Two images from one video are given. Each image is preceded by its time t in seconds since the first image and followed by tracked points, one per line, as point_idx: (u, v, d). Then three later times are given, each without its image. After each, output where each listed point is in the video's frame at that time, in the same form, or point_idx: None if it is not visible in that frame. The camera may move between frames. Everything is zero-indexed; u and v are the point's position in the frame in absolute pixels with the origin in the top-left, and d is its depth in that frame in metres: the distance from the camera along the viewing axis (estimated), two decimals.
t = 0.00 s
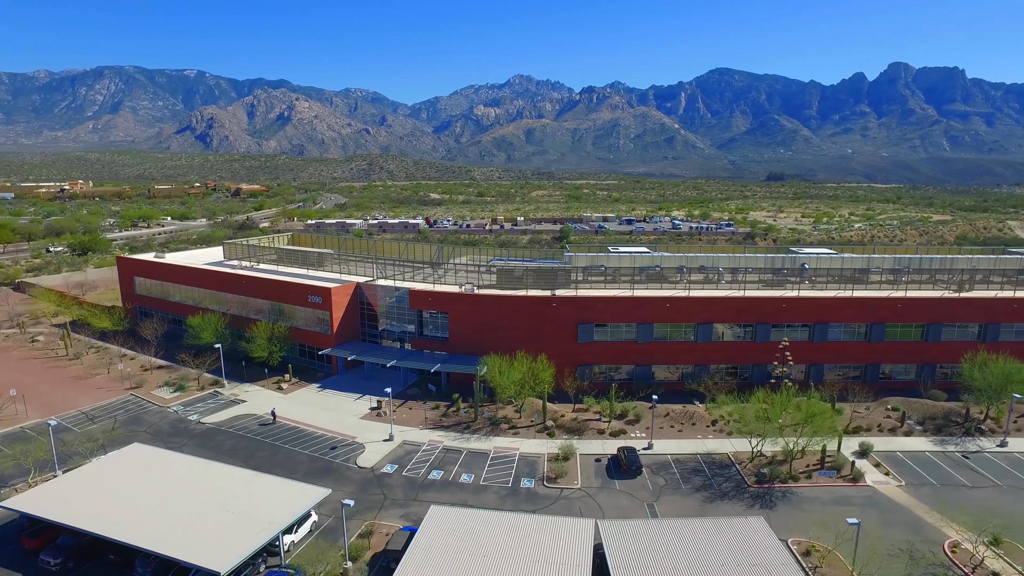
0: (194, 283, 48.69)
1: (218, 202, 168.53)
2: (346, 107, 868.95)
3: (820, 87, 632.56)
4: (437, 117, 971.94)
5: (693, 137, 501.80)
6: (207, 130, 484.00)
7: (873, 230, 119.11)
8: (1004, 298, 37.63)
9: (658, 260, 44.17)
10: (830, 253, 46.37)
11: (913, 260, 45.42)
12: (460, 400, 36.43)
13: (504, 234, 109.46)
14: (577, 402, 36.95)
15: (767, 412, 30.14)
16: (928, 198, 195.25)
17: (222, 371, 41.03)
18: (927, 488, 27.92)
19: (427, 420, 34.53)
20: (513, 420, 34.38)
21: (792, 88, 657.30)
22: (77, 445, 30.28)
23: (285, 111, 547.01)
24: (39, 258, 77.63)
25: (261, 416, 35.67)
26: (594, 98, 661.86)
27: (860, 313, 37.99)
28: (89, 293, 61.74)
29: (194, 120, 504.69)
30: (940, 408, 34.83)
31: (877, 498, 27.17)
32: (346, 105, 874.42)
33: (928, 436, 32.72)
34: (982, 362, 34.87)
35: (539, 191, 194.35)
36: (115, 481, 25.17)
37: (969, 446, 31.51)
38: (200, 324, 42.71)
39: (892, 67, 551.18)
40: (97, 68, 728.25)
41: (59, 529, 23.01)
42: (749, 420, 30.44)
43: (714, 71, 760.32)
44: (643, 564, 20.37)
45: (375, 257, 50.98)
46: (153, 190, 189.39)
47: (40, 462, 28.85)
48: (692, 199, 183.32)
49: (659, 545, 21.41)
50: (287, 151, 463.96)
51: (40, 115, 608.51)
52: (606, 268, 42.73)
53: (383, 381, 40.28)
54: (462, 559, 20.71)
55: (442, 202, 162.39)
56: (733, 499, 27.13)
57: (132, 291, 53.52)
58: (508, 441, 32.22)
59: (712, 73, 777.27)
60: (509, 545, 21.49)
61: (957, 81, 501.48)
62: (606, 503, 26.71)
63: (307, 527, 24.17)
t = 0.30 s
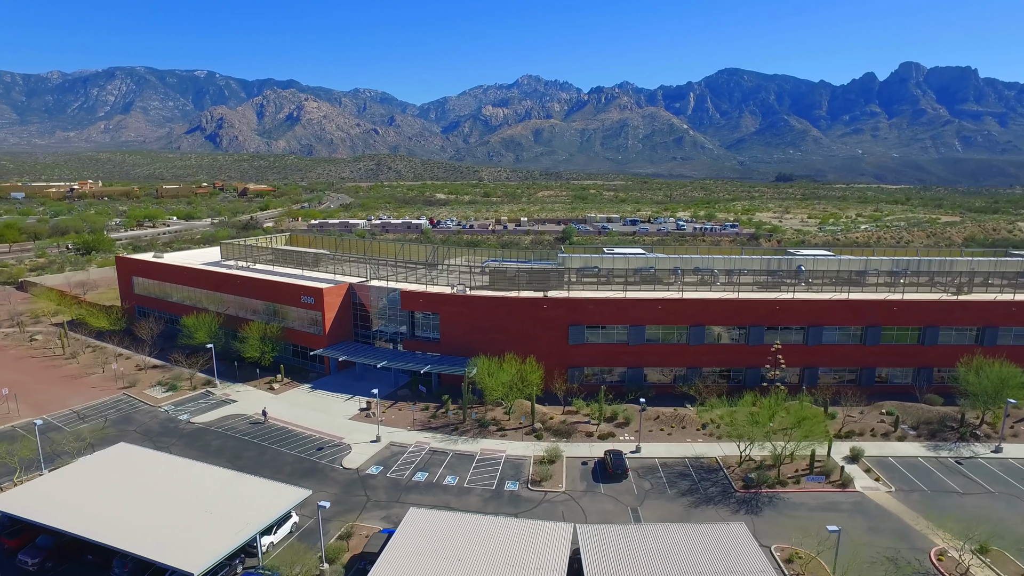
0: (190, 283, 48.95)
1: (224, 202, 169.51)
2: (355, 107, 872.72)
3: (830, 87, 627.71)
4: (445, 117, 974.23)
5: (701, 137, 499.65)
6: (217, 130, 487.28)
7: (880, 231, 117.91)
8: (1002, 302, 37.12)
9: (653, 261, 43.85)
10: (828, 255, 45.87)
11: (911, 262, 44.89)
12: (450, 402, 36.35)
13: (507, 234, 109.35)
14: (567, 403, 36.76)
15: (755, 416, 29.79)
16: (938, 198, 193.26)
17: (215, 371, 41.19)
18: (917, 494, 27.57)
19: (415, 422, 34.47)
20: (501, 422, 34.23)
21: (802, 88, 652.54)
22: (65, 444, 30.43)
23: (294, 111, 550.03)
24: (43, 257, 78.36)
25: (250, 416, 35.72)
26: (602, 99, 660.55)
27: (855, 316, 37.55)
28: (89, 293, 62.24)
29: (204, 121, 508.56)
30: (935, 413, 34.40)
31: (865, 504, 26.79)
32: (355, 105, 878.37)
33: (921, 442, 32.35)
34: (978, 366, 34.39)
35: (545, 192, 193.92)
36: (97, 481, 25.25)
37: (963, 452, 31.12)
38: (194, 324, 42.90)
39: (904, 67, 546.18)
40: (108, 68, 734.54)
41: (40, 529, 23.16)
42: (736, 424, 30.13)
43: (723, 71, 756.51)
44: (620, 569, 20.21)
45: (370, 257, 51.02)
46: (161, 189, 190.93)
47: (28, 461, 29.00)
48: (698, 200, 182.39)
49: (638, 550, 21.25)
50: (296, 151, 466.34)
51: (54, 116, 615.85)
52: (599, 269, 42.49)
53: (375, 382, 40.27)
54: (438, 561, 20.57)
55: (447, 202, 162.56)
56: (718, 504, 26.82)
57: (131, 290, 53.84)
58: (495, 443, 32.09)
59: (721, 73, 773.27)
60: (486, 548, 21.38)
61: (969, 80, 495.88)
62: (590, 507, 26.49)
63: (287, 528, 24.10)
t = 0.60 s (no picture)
0: (188, 282, 49.31)
1: (233, 202, 170.87)
2: (366, 107, 877.33)
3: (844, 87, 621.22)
4: (456, 117, 976.43)
5: (712, 137, 496.66)
6: (229, 130, 491.18)
7: (889, 233, 116.40)
8: (1003, 305, 36.50)
9: (649, 262, 43.46)
10: (828, 257, 45.29)
11: (913, 264, 44.21)
12: (440, 403, 36.26)
13: (511, 235, 109.30)
14: (558, 405, 36.51)
15: (745, 421, 29.40)
16: (951, 199, 190.75)
17: (209, 370, 41.42)
18: (908, 500, 27.12)
19: (405, 422, 34.43)
20: (492, 424, 34.08)
21: (814, 88, 646.18)
22: (56, 442, 30.71)
23: (306, 112, 553.70)
24: (50, 256, 79.35)
25: (242, 415, 35.87)
26: (613, 99, 658.56)
27: (853, 319, 37.00)
28: (93, 292, 62.94)
29: (217, 121, 513.19)
30: (933, 418, 33.93)
31: (854, 510, 26.34)
32: (366, 105, 882.76)
33: (917, 447, 31.88)
34: (977, 370, 33.88)
35: (552, 192, 193.31)
36: (82, 478, 25.43)
37: (959, 458, 30.68)
38: (190, 323, 43.19)
39: (919, 67, 539.66)
40: (123, 69, 743.31)
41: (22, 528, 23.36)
42: (726, 428, 29.76)
43: (735, 71, 750.97)
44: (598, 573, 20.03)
45: (367, 258, 51.12)
46: (172, 189, 192.83)
47: (17, 460, 29.23)
48: (706, 201, 181.05)
49: (615, 554, 21.04)
50: (306, 151, 469.13)
51: (70, 116, 624.68)
52: (594, 270, 42.19)
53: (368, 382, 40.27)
54: (414, 565, 20.50)
55: (454, 202, 162.65)
56: (705, 509, 26.43)
57: (131, 290, 54.32)
58: (483, 444, 31.98)
59: (732, 72, 768.00)
60: (463, 552, 21.28)
61: (986, 79, 488.43)
62: (574, 510, 26.25)
63: (268, 528, 24.15)
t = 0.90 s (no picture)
0: (187, 282, 49.68)
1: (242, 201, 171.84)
2: (378, 107, 880.09)
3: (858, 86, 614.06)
4: (466, 117, 977.62)
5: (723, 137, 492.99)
6: (242, 130, 494.69)
7: (899, 234, 114.66)
8: (1004, 309, 35.81)
9: (645, 262, 42.97)
10: (828, 258, 44.66)
11: (915, 267, 43.51)
12: (432, 403, 36.18)
13: (516, 235, 108.84)
14: (549, 406, 36.29)
15: (735, 425, 28.97)
16: (966, 200, 187.79)
17: (205, 369, 41.70)
18: (900, 507, 26.68)
19: (394, 422, 34.39)
20: (482, 425, 33.92)
21: (827, 87, 639.24)
22: (47, 440, 31.01)
23: (317, 111, 556.62)
24: (58, 254, 80.27)
25: (233, 415, 35.99)
26: (624, 99, 656.13)
27: (850, 322, 36.45)
28: (97, 290, 63.62)
29: (230, 120, 517.35)
30: (930, 423, 33.47)
31: (843, 517, 25.91)
32: (377, 105, 885.80)
33: (912, 453, 31.43)
34: (974, 374, 33.46)
35: (560, 192, 192.48)
36: (67, 476, 25.59)
37: (954, 464, 30.22)
38: (186, 322, 43.50)
39: (934, 66, 532.34)
40: (139, 70, 751.77)
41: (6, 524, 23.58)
42: (716, 431, 29.39)
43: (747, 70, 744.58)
44: None
45: (364, 258, 51.17)
46: (182, 189, 194.33)
47: (7, 458, 29.53)
48: (716, 201, 179.61)
49: (593, 559, 20.80)
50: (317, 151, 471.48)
51: (86, 117, 632.61)
52: (589, 271, 41.86)
53: (361, 382, 40.35)
54: (390, 568, 20.40)
55: (461, 202, 162.48)
56: (691, 513, 26.07)
57: (132, 288, 54.80)
58: (472, 445, 31.87)
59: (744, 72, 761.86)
60: (440, 554, 21.17)
61: (1003, 78, 480.39)
62: (558, 514, 26.04)
63: (249, 528, 24.21)
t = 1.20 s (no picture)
0: (182, 281, 49.90)
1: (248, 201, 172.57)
2: (386, 107, 882.24)
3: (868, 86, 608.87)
4: (474, 117, 978.26)
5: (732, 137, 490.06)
6: (251, 130, 497.44)
7: (906, 235, 113.28)
8: (1002, 311, 35.25)
9: (639, 263, 42.61)
10: (824, 260, 44.11)
11: (913, 269, 42.90)
12: (420, 404, 36.09)
13: (519, 235, 107.77)
14: (538, 408, 36.06)
15: (721, 429, 28.59)
16: (976, 201, 185.59)
17: (196, 369, 41.88)
18: (888, 513, 26.26)
19: (381, 424, 34.37)
20: (469, 427, 33.78)
21: (838, 87, 633.99)
22: (34, 439, 31.18)
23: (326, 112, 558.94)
24: (61, 254, 80.89)
25: (222, 415, 36.07)
26: (633, 99, 653.93)
27: (843, 324, 35.92)
28: (97, 289, 64.08)
29: (239, 120, 520.48)
30: (923, 428, 33.03)
31: (829, 523, 25.49)
32: (386, 105, 887.86)
33: (904, 458, 31.01)
34: (969, 378, 33.04)
35: (565, 192, 191.83)
36: (51, 474, 25.75)
37: (946, 470, 29.82)
38: (179, 322, 43.75)
39: (947, 66, 526.77)
40: (150, 70, 758.39)
41: None
42: (702, 435, 29.04)
43: (756, 70, 740.02)
44: None
45: (358, 258, 51.16)
46: (189, 189, 195.36)
47: None
48: (722, 202, 178.37)
49: (567, 564, 20.61)
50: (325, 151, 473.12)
51: (98, 117, 638.16)
52: (582, 272, 41.54)
53: (351, 382, 40.33)
54: (360, 570, 20.36)
55: (467, 201, 163.00)
56: (674, 518, 25.73)
57: (130, 288, 55.15)
58: (457, 447, 31.74)
59: (754, 72, 757.29)
60: (412, 557, 21.11)
61: (1017, 78, 474.35)
62: (539, 517, 25.83)
63: (228, 529, 24.24)
